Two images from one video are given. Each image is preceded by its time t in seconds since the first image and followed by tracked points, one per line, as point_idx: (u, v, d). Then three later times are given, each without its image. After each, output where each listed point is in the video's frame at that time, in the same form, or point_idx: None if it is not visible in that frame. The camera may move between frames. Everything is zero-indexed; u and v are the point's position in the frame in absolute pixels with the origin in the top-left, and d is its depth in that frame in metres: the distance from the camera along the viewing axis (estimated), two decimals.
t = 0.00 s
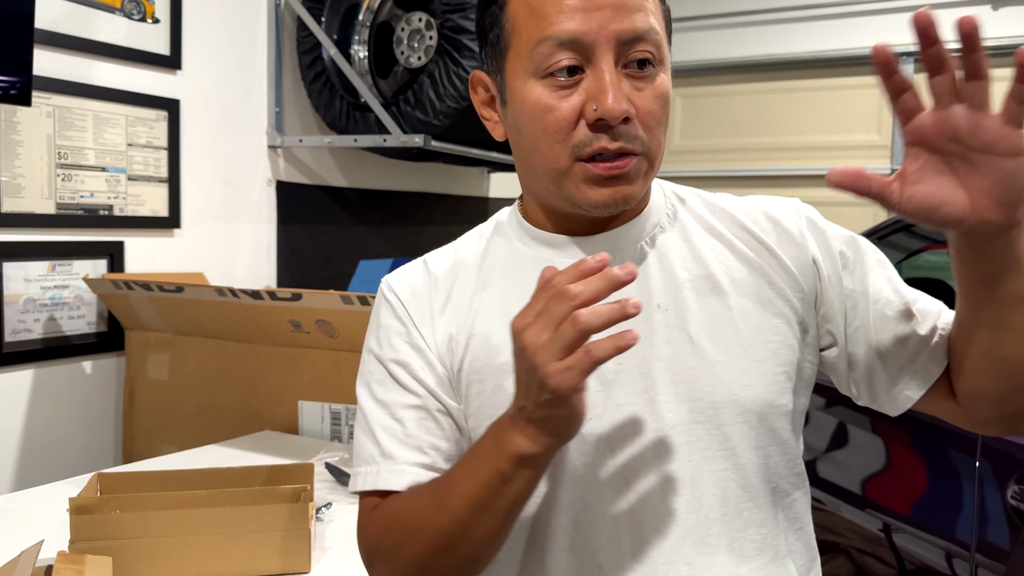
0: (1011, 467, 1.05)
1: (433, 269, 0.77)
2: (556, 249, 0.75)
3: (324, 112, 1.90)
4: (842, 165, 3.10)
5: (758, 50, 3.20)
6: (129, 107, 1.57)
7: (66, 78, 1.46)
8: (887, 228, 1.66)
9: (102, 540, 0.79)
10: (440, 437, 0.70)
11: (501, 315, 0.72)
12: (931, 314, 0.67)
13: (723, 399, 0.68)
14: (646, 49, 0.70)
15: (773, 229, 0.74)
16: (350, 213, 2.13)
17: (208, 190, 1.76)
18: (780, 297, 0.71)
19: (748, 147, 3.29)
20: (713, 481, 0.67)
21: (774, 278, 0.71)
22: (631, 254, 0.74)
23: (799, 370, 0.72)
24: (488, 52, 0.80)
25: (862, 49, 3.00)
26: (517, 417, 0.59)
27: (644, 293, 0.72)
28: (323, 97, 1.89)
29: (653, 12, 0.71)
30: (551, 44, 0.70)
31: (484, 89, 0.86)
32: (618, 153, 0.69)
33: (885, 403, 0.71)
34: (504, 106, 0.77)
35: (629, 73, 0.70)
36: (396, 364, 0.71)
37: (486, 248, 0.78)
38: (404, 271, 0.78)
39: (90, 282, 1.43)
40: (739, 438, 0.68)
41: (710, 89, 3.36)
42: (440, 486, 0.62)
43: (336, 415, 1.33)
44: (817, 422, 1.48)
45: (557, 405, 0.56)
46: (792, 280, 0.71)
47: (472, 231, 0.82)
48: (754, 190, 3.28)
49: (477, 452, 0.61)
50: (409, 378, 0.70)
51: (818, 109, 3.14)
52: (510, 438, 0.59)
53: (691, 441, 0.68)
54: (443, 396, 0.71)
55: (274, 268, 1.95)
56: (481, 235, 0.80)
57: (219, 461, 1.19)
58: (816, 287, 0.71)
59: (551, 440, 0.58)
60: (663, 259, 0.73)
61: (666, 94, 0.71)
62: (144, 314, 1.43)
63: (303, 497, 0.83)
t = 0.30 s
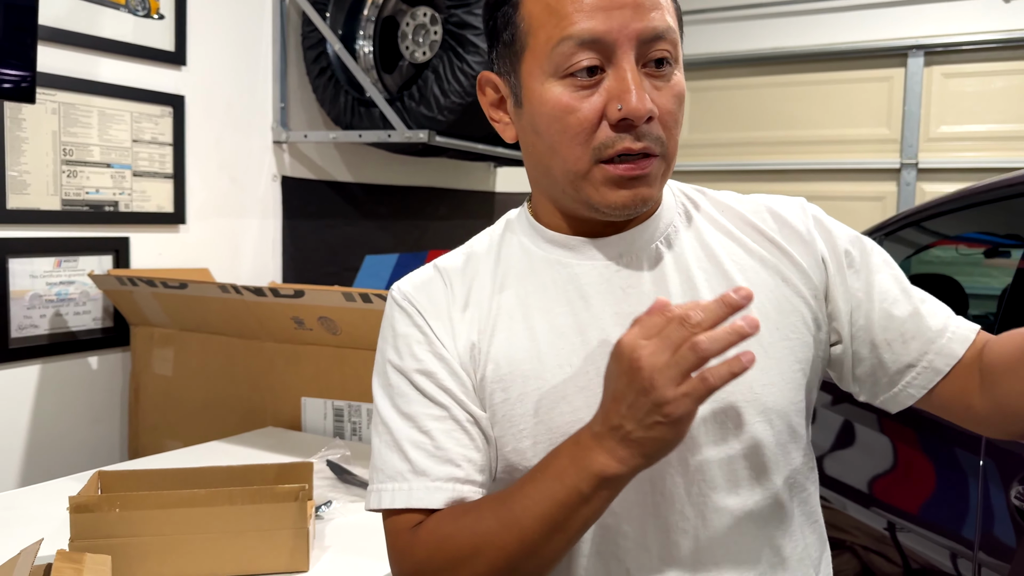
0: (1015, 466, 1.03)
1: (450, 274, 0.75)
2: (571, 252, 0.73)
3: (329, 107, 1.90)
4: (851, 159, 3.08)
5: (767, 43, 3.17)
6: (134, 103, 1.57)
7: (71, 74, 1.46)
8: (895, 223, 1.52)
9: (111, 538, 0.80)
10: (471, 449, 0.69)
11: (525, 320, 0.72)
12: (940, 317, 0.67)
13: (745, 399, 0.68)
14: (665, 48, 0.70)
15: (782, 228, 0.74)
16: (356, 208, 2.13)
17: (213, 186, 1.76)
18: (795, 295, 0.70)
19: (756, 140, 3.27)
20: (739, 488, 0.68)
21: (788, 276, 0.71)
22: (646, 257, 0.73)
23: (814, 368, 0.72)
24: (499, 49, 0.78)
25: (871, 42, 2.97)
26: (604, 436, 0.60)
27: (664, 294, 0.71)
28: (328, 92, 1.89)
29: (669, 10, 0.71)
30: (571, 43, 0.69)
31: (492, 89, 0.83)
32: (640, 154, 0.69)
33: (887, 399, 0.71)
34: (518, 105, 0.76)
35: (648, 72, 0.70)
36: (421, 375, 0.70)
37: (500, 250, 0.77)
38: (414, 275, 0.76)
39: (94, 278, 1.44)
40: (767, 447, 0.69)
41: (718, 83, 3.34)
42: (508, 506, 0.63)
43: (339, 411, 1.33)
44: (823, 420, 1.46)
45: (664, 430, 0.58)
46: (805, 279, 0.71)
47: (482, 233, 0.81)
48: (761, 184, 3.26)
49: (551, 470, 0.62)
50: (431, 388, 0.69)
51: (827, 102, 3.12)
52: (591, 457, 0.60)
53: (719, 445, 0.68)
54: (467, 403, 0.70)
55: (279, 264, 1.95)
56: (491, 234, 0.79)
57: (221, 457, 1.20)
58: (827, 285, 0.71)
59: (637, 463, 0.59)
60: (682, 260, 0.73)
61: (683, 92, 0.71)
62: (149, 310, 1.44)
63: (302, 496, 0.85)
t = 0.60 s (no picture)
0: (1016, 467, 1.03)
1: (456, 274, 0.75)
2: (578, 256, 0.73)
3: (331, 106, 1.91)
4: (853, 157, 3.07)
5: (770, 40, 3.17)
6: (136, 102, 1.57)
7: (73, 74, 1.46)
8: (896, 223, 1.51)
9: (113, 538, 0.81)
10: (470, 445, 0.70)
11: (528, 324, 0.72)
12: (951, 338, 0.66)
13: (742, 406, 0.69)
14: (670, 57, 0.69)
15: (794, 238, 0.73)
16: (358, 207, 2.13)
17: (215, 185, 1.76)
18: (801, 305, 0.70)
19: (758, 138, 3.27)
20: (736, 495, 0.69)
21: (796, 286, 0.70)
22: (651, 261, 0.72)
23: (818, 377, 0.72)
24: (511, 55, 0.78)
25: (873, 40, 2.97)
26: (601, 452, 0.61)
27: (666, 302, 0.71)
28: (329, 91, 1.89)
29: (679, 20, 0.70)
30: (575, 53, 0.69)
31: (506, 94, 0.84)
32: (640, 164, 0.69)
33: (890, 417, 0.70)
34: (526, 111, 0.76)
35: (652, 82, 0.70)
36: (425, 372, 0.71)
37: (508, 255, 0.76)
38: (426, 275, 0.76)
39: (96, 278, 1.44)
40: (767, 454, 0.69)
41: (720, 81, 3.34)
42: (506, 508, 0.64)
43: (340, 411, 1.34)
44: (825, 419, 1.47)
45: (661, 454, 0.59)
46: (813, 290, 0.70)
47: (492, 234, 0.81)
48: (764, 182, 3.26)
49: (549, 480, 0.63)
50: (435, 388, 0.70)
51: (830, 100, 3.12)
52: (587, 470, 0.61)
53: (715, 459, 0.69)
54: (469, 406, 0.70)
55: (281, 262, 1.95)
56: (503, 238, 0.79)
57: (223, 457, 1.20)
58: (836, 297, 0.70)
59: (631, 480, 0.61)
60: (687, 264, 0.72)
61: (690, 101, 0.70)
62: (151, 310, 1.44)
63: (301, 497, 0.86)
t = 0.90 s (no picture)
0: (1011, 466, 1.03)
1: (456, 272, 0.75)
2: (577, 256, 0.73)
3: (326, 106, 1.90)
4: (849, 157, 3.08)
5: (766, 41, 3.17)
6: (131, 102, 1.57)
7: (68, 74, 1.46)
8: (891, 223, 1.51)
9: (108, 539, 0.81)
10: (470, 442, 0.70)
11: (526, 322, 0.72)
12: (948, 338, 0.66)
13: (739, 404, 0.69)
14: (652, 56, 0.69)
15: (792, 238, 0.73)
16: (354, 207, 2.13)
17: (210, 185, 1.76)
18: (798, 306, 0.70)
19: (754, 138, 3.27)
20: (732, 491, 0.69)
21: (793, 286, 0.70)
22: (649, 260, 0.72)
23: (815, 377, 0.72)
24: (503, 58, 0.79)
25: (869, 40, 2.97)
26: (595, 449, 0.62)
27: (663, 300, 0.71)
28: (325, 91, 1.89)
29: (663, 19, 0.70)
30: (555, 56, 0.70)
31: (501, 99, 0.84)
32: (622, 162, 0.69)
33: (890, 416, 0.70)
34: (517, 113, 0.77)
35: (634, 81, 0.69)
36: (425, 368, 0.71)
37: (509, 255, 0.76)
38: (429, 273, 0.76)
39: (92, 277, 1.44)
40: (762, 450, 0.69)
41: (716, 80, 3.34)
42: (500, 503, 0.65)
43: (336, 411, 1.34)
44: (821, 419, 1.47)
45: (651, 451, 0.59)
46: (809, 290, 0.71)
47: (493, 233, 0.81)
48: (759, 182, 3.27)
49: (544, 475, 0.64)
50: (434, 385, 0.70)
51: (825, 100, 3.12)
52: (580, 466, 0.62)
53: (709, 452, 0.69)
54: (468, 405, 0.70)
55: (277, 262, 1.95)
56: (504, 238, 0.79)
57: (219, 457, 1.20)
58: (833, 297, 0.70)
59: (623, 477, 0.61)
60: (684, 263, 0.72)
61: (676, 99, 0.70)
62: (147, 309, 1.44)
63: (297, 496, 0.85)
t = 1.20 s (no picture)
0: (1007, 467, 1.03)
1: (455, 274, 0.75)
2: (574, 258, 0.73)
3: (322, 107, 1.90)
4: (846, 158, 3.09)
5: (762, 41, 3.18)
6: (126, 102, 1.56)
7: (64, 74, 1.46)
8: (886, 223, 1.51)
9: (103, 541, 0.81)
10: (469, 443, 0.70)
11: (525, 323, 0.72)
12: (945, 334, 0.66)
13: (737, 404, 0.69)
14: (662, 56, 0.70)
15: (788, 238, 0.73)
16: (351, 207, 2.13)
17: (206, 185, 1.76)
18: (795, 305, 0.70)
19: (751, 139, 3.28)
20: (732, 492, 0.69)
21: (790, 286, 0.70)
22: (648, 261, 0.72)
23: (813, 377, 0.72)
24: (504, 61, 0.79)
25: (865, 41, 2.98)
26: (592, 450, 0.61)
27: (660, 299, 0.71)
28: (321, 91, 1.88)
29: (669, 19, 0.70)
30: (568, 54, 0.69)
31: (501, 102, 0.84)
32: (636, 159, 0.69)
33: (890, 413, 0.70)
34: (522, 115, 0.76)
35: (645, 80, 0.70)
36: (424, 371, 0.71)
37: (507, 256, 0.76)
38: (428, 276, 0.76)
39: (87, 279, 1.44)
40: (761, 452, 0.69)
41: (713, 81, 3.34)
42: (500, 504, 0.65)
43: (332, 412, 1.34)
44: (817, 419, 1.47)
45: (649, 452, 0.59)
46: (807, 290, 0.71)
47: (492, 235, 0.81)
48: (756, 183, 3.27)
49: (543, 476, 0.64)
50: (435, 388, 0.70)
51: (822, 101, 3.13)
52: (579, 467, 0.62)
53: (707, 451, 0.69)
54: (468, 406, 0.70)
55: (273, 263, 1.95)
56: (502, 240, 0.79)
57: (215, 459, 1.20)
58: (830, 297, 0.70)
59: (621, 478, 0.61)
60: (681, 265, 0.72)
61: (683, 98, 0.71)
62: (142, 311, 1.44)
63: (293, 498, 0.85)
